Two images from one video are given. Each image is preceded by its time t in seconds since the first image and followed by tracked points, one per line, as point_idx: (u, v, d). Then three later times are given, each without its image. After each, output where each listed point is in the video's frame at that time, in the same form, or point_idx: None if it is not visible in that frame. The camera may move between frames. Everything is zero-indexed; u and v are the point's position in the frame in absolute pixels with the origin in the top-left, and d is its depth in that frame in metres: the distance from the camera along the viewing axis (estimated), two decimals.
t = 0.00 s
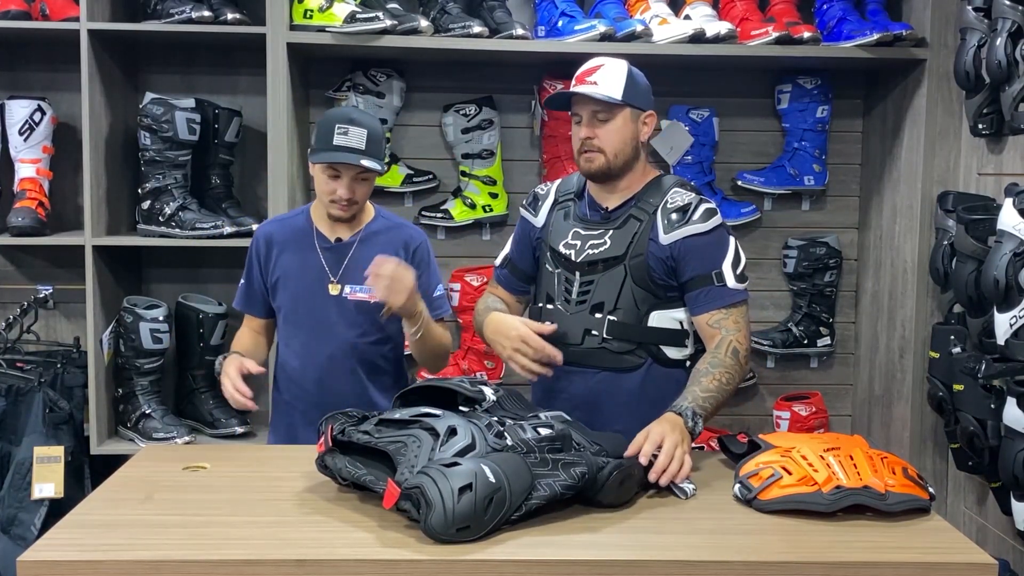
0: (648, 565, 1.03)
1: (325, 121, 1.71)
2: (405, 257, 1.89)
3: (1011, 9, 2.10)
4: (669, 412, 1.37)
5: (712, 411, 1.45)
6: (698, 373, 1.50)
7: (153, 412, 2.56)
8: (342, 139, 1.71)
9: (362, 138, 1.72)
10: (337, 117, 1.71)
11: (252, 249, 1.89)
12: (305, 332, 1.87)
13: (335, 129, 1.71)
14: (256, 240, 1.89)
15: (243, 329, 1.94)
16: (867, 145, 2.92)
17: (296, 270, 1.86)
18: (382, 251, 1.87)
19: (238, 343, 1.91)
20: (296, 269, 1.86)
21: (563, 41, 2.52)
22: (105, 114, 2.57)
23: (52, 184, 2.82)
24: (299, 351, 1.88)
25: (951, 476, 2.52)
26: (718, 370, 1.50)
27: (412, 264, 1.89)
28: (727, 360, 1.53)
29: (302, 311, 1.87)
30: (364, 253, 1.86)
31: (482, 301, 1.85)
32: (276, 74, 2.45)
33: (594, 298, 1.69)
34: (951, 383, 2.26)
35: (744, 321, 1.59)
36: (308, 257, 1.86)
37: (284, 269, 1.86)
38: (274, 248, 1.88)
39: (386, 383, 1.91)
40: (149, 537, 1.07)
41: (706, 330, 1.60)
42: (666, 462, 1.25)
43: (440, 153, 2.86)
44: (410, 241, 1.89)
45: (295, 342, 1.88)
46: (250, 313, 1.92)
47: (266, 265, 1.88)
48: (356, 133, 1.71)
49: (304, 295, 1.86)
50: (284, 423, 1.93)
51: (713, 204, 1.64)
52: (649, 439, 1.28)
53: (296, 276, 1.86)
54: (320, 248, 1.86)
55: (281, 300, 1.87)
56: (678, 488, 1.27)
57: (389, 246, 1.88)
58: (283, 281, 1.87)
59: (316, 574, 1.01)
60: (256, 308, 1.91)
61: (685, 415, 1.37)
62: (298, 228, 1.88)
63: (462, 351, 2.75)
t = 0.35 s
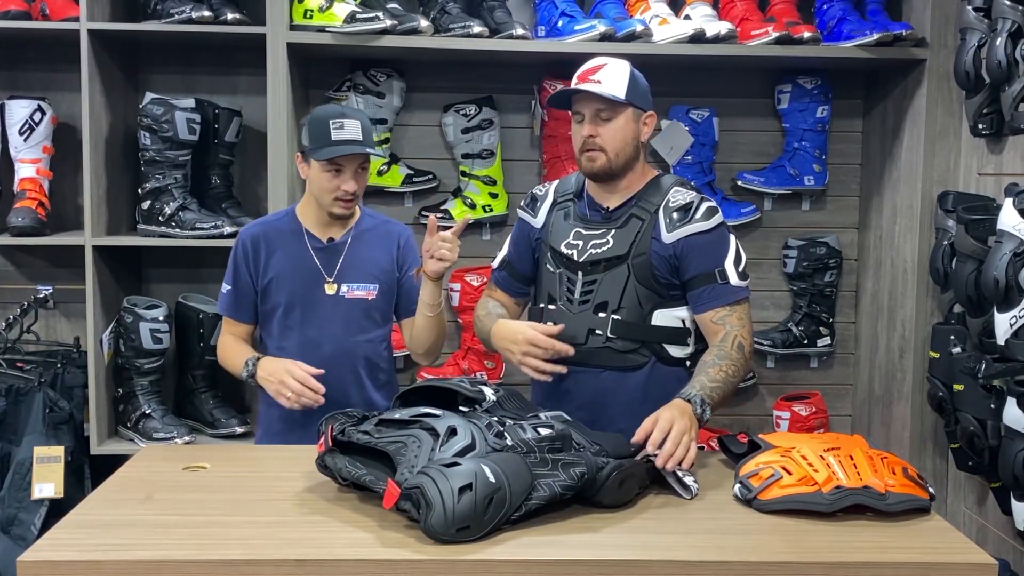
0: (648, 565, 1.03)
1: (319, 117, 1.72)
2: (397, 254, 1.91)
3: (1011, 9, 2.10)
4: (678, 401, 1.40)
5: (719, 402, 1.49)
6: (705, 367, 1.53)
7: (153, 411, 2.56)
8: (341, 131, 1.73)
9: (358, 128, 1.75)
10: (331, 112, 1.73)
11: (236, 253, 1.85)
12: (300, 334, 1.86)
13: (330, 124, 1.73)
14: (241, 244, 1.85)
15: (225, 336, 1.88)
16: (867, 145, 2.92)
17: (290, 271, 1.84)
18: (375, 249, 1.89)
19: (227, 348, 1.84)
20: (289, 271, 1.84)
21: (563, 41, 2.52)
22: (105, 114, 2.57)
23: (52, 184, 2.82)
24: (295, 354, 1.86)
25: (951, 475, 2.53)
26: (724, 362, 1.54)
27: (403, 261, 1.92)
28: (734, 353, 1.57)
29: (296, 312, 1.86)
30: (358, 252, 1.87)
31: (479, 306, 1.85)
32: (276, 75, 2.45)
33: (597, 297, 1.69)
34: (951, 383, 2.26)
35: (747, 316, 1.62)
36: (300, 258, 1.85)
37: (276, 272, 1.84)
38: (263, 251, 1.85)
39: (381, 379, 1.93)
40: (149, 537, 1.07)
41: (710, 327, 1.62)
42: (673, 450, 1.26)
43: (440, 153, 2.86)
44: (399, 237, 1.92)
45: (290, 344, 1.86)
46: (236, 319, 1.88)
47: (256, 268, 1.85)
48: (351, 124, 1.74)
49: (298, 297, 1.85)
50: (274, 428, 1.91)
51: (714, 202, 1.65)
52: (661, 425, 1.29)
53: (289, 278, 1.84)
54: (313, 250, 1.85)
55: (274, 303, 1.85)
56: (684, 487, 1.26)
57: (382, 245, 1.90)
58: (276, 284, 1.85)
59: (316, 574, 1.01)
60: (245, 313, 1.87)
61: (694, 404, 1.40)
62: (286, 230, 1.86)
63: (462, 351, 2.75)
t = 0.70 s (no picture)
0: (648, 565, 1.03)
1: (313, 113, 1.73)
2: (390, 254, 1.91)
3: (1011, 10, 2.10)
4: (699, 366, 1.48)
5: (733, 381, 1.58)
6: (722, 346, 1.62)
7: (153, 412, 2.56)
8: (336, 125, 1.73)
9: (352, 122, 1.75)
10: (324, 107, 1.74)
11: (229, 255, 1.84)
12: (294, 334, 1.86)
13: (324, 119, 1.73)
14: (233, 245, 1.84)
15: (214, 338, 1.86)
16: (867, 145, 2.92)
17: (284, 272, 1.84)
18: (369, 249, 1.89)
19: (216, 349, 1.83)
20: (282, 271, 1.84)
21: (563, 41, 2.52)
22: (105, 114, 2.57)
23: (52, 184, 2.82)
24: (290, 355, 1.86)
25: (951, 475, 2.54)
26: (739, 345, 1.62)
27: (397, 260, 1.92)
28: (748, 336, 1.65)
29: (291, 312, 1.86)
30: (352, 252, 1.87)
31: (475, 307, 1.84)
32: (276, 75, 2.45)
33: (607, 298, 1.71)
34: (951, 383, 2.26)
35: (756, 314, 1.71)
36: (294, 259, 1.84)
37: (270, 273, 1.84)
38: (256, 252, 1.84)
39: (375, 379, 1.93)
40: (150, 537, 1.07)
41: (721, 323, 1.70)
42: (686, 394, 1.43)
43: (440, 153, 2.86)
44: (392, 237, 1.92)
45: (284, 345, 1.86)
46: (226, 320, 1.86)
47: (249, 269, 1.85)
48: (345, 118, 1.74)
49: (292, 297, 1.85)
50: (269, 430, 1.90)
51: (719, 203, 1.71)
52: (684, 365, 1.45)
53: (284, 279, 1.84)
54: (308, 250, 1.84)
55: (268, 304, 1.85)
56: (689, 490, 1.25)
57: (375, 244, 1.89)
58: (270, 285, 1.84)
59: (316, 574, 1.01)
60: (238, 315, 1.86)
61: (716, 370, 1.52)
62: (279, 231, 1.85)
63: (462, 351, 2.76)
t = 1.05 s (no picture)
0: (648, 565, 1.03)
1: (282, 116, 1.75)
2: (381, 252, 1.90)
3: (1011, 10, 2.10)
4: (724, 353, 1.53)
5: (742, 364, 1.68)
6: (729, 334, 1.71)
7: (153, 412, 2.56)
8: (303, 123, 1.74)
9: (321, 119, 1.75)
10: (291, 108, 1.75)
11: (222, 258, 1.85)
12: (288, 336, 1.86)
13: (293, 119, 1.74)
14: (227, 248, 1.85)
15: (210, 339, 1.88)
16: (867, 145, 2.92)
17: (275, 273, 1.84)
18: (359, 247, 1.88)
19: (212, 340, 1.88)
20: (274, 273, 1.84)
21: (563, 41, 2.52)
22: (105, 114, 2.57)
23: (52, 183, 2.82)
24: (284, 356, 1.86)
25: (951, 475, 2.54)
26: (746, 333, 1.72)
27: (389, 258, 1.91)
28: (752, 325, 1.75)
29: (284, 313, 1.85)
30: (343, 250, 1.86)
31: (475, 316, 1.82)
32: (276, 75, 2.44)
33: (616, 295, 1.75)
34: (951, 383, 2.26)
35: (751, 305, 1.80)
36: (285, 259, 1.84)
37: (262, 274, 1.84)
38: (248, 253, 1.85)
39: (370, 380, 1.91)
40: (150, 537, 1.07)
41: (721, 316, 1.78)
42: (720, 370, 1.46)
43: (440, 153, 2.86)
44: (384, 234, 1.91)
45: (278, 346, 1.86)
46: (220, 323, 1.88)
47: (242, 271, 1.85)
48: (314, 115, 1.75)
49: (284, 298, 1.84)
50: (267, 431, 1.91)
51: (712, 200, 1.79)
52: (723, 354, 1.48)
53: (275, 280, 1.84)
54: (297, 250, 1.84)
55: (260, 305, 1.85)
56: (690, 490, 1.25)
57: (365, 243, 1.88)
58: (262, 286, 1.84)
59: (316, 574, 1.01)
60: (233, 316, 1.87)
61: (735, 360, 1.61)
62: (271, 232, 1.86)
63: (462, 351, 2.76)
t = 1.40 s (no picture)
0: (648, 565, 1.03)
1: (268, 122, 1.75)
2: (373, 251, 1.89)
3: (1011, 9, 2.10)
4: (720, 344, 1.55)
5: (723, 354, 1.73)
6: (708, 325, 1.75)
7: (153, 412, 2.56)
8: (289, 127, 1.73)
9: (307, 124, 1.75)
10: (276, 114, 1.75)
11: (216, 262, 1.86)
12: (283, 338, 1.86)
13: (279, 124, 1.74)
14: (220, 252, 1.86)
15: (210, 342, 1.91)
16: (867, 145, 2.92)
17: (268, 276, 1.84)
18: (351, 247, 1.87)
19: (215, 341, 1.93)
20: (267, 275, 1.84)
21: (563, 41, 2.52)
22: (105, 114, 2.57)
23: (52, 183, 2.82)
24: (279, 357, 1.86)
25: (951, 474, 2.54)
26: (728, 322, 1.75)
27: (380, 257, 1.90)
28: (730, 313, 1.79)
29: (278, 315, 1.85)
30: (334, 250, 1.86)
31: (461, 316, 1.81)
32: (276, 75, 2.44)
33: (601, 290, 1.78)
34: (951, 383, 2.26)
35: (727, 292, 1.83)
36: (277, 262, 1.84)
37: (255, 277, 1.84)
38: (240, 257, 1.85)
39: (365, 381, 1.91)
40: (149, 538, 1.07)
41: (700, 307, 1.81)
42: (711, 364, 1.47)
43: (440, 153, 2.86)
44: (376, 234, 1.90)
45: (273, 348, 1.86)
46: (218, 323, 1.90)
47: (235, 275, 1.86)
48: (299, 120, 1.74)
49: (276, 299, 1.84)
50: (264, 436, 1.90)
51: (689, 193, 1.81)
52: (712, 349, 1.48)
53: (268, 282, 1.84)
54: (288, 252, 1.84)
55: (254, 307, 1.85)
56: (690, 490, 1.25)
57: (356, 242, 1.88)
58: (255, 289, 1.85)
59: (315, 574, 1.01)
60: (226, 318, 1.90)
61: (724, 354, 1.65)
62: (262, 235, 1.85)
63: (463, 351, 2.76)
